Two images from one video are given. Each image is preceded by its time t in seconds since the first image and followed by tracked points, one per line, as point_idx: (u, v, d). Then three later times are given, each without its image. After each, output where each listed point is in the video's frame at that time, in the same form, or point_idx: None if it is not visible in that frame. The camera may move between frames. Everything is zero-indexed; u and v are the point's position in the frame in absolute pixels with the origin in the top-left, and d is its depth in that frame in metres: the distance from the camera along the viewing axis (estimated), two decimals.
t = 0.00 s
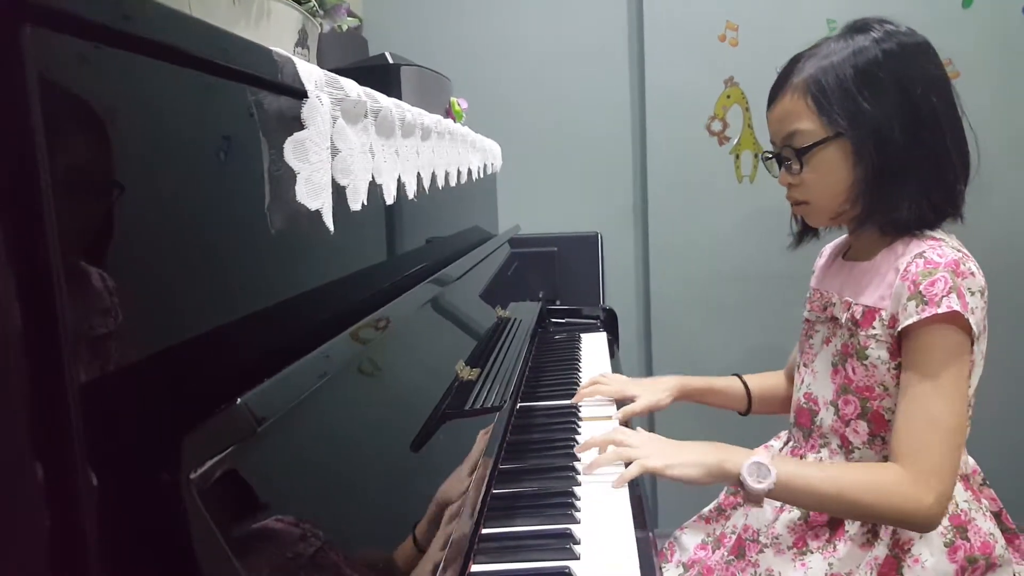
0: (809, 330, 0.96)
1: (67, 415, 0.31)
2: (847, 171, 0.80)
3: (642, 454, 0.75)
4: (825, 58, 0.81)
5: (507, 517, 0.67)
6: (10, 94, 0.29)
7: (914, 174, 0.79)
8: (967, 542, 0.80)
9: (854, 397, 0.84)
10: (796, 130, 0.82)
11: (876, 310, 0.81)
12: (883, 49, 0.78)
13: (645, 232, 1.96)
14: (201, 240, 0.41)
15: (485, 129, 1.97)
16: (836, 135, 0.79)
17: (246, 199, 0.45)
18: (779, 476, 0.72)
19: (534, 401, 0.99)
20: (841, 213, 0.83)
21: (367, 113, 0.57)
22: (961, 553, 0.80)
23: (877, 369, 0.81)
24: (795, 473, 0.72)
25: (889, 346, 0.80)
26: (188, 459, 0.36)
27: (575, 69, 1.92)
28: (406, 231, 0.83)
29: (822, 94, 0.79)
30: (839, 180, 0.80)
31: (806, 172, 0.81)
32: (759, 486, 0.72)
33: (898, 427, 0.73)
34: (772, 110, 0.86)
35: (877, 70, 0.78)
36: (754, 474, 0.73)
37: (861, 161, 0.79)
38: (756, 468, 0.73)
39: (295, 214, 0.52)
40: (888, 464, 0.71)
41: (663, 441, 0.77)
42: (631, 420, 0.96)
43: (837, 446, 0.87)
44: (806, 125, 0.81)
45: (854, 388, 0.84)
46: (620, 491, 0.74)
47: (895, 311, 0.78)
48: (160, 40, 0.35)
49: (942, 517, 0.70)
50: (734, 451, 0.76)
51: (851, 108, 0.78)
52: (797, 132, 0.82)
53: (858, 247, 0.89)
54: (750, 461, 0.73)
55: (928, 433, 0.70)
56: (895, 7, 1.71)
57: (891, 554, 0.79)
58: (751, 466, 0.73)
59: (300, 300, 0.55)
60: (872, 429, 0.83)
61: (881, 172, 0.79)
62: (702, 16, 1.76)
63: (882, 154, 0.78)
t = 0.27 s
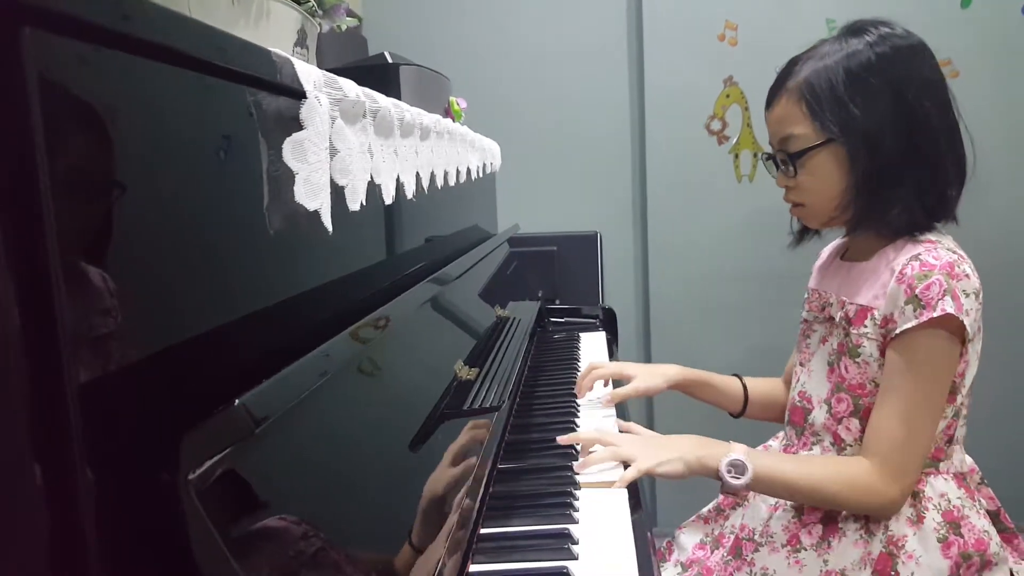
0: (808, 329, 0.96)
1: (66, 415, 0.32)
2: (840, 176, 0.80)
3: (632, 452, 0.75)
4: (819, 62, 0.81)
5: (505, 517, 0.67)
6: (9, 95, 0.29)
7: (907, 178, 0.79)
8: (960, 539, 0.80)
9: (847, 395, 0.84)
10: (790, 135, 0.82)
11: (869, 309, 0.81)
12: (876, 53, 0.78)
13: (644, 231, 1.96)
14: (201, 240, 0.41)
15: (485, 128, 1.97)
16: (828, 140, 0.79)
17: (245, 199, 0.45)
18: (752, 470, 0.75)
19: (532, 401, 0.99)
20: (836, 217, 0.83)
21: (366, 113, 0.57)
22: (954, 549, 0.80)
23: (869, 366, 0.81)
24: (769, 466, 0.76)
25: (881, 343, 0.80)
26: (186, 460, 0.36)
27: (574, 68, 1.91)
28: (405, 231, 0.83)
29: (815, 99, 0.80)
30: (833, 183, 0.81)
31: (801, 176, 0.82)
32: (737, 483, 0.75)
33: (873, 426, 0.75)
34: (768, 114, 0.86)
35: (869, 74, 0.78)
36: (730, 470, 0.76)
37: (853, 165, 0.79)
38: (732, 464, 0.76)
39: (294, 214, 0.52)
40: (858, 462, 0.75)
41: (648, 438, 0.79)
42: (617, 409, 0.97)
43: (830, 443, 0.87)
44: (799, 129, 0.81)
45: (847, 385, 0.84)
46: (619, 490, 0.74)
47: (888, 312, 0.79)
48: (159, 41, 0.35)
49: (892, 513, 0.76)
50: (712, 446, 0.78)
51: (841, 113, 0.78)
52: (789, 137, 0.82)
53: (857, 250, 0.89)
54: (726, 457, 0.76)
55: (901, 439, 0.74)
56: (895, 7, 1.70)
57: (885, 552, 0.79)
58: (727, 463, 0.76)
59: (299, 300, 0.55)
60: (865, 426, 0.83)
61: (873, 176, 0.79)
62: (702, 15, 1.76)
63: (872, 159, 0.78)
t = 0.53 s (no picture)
0: (806, 328, 0.96)
1: (60, 414, 0.32)
2: (830, 176, 0.80)
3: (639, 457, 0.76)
4: (816, 63, 0.80)
5: (503, 516, 0.67)
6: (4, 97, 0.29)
7: (899, 182, 0.79)
8: (959, 535, 0.80)
9: (844, 392, 0.84)
10: (785, 134, 0.83)
11: (866, 307, 0.81)
12: (871, 54, 0.78)
13: (644, 230, 1.95)
14: (201, 239, 0.41)
15: (485, 128, 1.97)
16: (820, 141, 0.80)
17: (244, 199, 0.45)
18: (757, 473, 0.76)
19: (532, 400, 0.99)
20: (829, 217, 0.84)
21: (364, 113, 0.57)
22: (952, 546, 0.79)
23: (865, 364, 0.81)
24: (771, 468, 0.77)
25: (877, 341, 0.80)
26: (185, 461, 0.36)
27: (574, 67, 1.91)
28: (405, 231, 0.83)
29: (809, 101, 0.80)
30: (825, 185, 0.81)
31: (796, 174, 0.83)
32: (742, 488, 0.76)
33: (874, 426, 0.75)
34: (767, 113, 0.87)
35: (864, 74, 0.77)
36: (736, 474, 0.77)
37: (845, 167, 0.79)
38: (738, 469, 0.77)
39: (293, 216, 0.52)
40: (863, 462, 0.75)
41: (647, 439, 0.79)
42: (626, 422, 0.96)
43: (828, 441, 0.87)
44: (793, 129, 0.82)
45: (845, 383, 0.84)
46: (622, 491, 0.74)
47: (884, 310, 0.78)
48: (157, 45, 0.36)
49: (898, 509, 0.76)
50: (713, 449, 0.79)
51: (833, 115, 0.78)
52: (784, 137, 0.83)
53: (855, 248, 0.89)
54: (732, 461, 0.77)
55: (901, 439, 0.73)
56: (896, 5, 1.70)
57: (884, 548, 0.79)
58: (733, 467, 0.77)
59: (297, 299, 0.55)
60: (863, 424, 0.83)
61: (865, 176, 0.79)
62: (702, 14, 1.75)
63: (862, 162, 0.78)
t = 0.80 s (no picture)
0: (807, 327, 0.96)
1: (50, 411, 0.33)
2: (829, 175, 0.80)
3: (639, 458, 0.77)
4: (819, 62, 0.80)
5: (503, 518, 0.67)
6: None
7: (896, 184, 0.78)
8: (960, 536, 0.79)
9: (845, 392, 0.84)
10: (786, 132, 0.83)
11: (866, 307, 0.81)
12: (873, 53, 0.77)
13: (644, 230, 1.95)
14: (202, 241, 0.41)
15: (484, 128, 1.97)
16: (820, 139, 0.80)
17: (241, 200, 0.45)
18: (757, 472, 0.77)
19: (532, 401, 0.99)
20: (830, 215, 0.83)
21: (361, 115, 0.56)
22: (954, 546, 0.79)
23: (865, 364, 0.81)
24: (770, 468, 0.77)
25: (877, 341, 0.79)
26: (180, 462, 0.36)
27: (574, 67, 1.91)
28: (405, 231, 0.83)
29: (810, 99, 0.80)
30: (823, 185, 0.81)
31: (796, 173, 0.83)
32: (744, 489, 0.77)
33: (875, 426, 0.75)
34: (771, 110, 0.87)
35: (866, 74, 0.77)
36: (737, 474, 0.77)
37: (843, 167, 0.79)
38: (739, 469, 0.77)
39: (290, 217, 0.52)
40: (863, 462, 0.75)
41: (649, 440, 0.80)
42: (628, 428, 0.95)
43: (829, 440, 0.87)
44: (794, 127, 0.82)
45: (845, 383, 0.84)
46: (622, 492, 0.73)
47: (885, 310, 0.78)
48: (148, 48, 0.36)
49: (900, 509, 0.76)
50: (716, 449, 0.79)
51: (833, 114, 0.78)
52: (785, 136, 0.83)
53: (856, 248, 0.88)
54: (733, 460, 0.78)
55: (901, 439, 0.73)
56: (896, 4, 1.70)
57: (884, 548, 0.79)
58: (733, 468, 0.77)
59: (298, 300, 0.55)
60: (862, 424, 0.83)
61: (863, 174, 0.78)
62: (702, 13, 1.75)
63: (859, 163, 0.78)
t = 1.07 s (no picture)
0: (806, 327, 0.96)
1: (39, 413, 0.32)
2: (833, 173, 0.80)
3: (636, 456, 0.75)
4: (826, 59, 0.80)
5: (500, 520, 0.67)
6: None
7: (897, 184, 0.78)
8: (959, 538, 0.79)
9: (844, 393, 0.84)
10: (789, 130, 0.83)
11: (866, 308, 0.81)
12: (879, 52, 0.77)
13: (644, 230, 1.95)
14: (201, 241, 0.42)
15: (483, 128, 1.97)
16: (824, 138, 0.80)
17: (234, 201, 0.45)
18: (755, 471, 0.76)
19: (530, 402, 0.99)
20: (831, 213, 0.84)
21: (357, 116, 0.56)
22: (952, 548, 0.79)
23: (865, 365, 0.81)
24: (771, 470, 0.76)
25: (877, 342, 0.79)
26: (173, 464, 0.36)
27: (574, 67, 1.91)
28: (404, 232, 0.83)
29: (815, 98, 0.80)
30: (825, 184, 0.81)
31: (799, 171, 0.83)
32: (741, 488, 0.75)
33: (874, 427, 0.75)
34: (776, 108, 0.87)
35: (871, 72, 0.77)
36: (734, 474, 0.76)
37: (847, 165, 0.79)
38: (737, 468, 0.76)
39: (286, 220, 0.52)
40: (861, 462, 0.75)
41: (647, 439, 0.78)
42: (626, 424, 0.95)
43: (828, 441, 0.87)
44: (798, 125, 0.82)
45: (845, 384, 0.84)
46: (619, 493, 0.73)
47: (885, 311, 0.78)
48: (138, 50, 0.36)
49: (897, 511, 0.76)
50: (716, 449, 0.78)
51: (839, 112, 0.78)
52: (789, 133, 0.83)
53: (858, 246, 0.88)
54: (731, 460, 0.76)
55: (899, 440, 0.73)
56: (895, 4, 1.69)
57: (883, 550, 0.79)
58: (731, 467, 0.76)
59: (298, 301, 0.55)
60: (861, 425, 0.83)
61: (866, 173, 0.78)
62: (701, 14, 1.75)
63: (864, 162, 0.78)
